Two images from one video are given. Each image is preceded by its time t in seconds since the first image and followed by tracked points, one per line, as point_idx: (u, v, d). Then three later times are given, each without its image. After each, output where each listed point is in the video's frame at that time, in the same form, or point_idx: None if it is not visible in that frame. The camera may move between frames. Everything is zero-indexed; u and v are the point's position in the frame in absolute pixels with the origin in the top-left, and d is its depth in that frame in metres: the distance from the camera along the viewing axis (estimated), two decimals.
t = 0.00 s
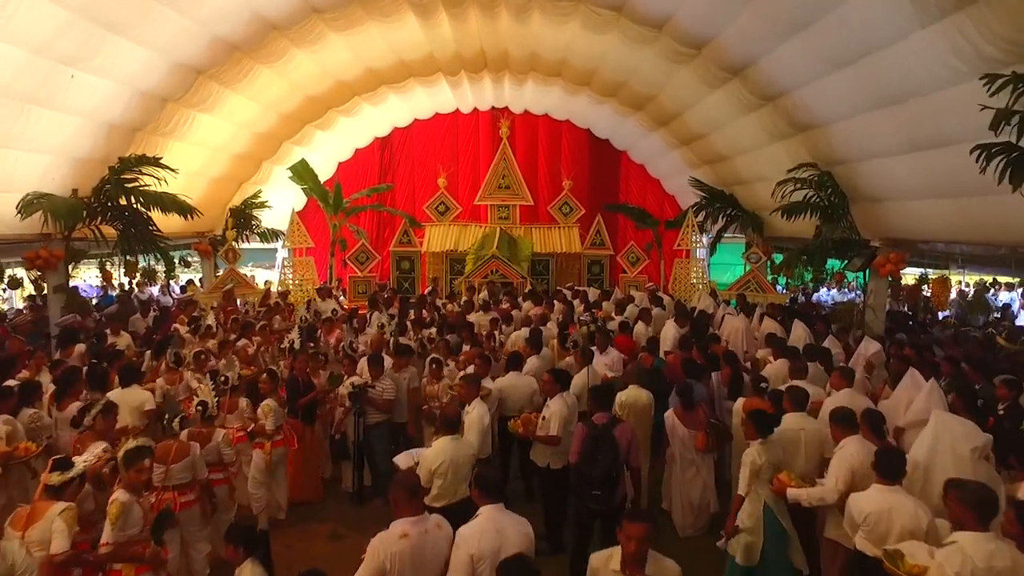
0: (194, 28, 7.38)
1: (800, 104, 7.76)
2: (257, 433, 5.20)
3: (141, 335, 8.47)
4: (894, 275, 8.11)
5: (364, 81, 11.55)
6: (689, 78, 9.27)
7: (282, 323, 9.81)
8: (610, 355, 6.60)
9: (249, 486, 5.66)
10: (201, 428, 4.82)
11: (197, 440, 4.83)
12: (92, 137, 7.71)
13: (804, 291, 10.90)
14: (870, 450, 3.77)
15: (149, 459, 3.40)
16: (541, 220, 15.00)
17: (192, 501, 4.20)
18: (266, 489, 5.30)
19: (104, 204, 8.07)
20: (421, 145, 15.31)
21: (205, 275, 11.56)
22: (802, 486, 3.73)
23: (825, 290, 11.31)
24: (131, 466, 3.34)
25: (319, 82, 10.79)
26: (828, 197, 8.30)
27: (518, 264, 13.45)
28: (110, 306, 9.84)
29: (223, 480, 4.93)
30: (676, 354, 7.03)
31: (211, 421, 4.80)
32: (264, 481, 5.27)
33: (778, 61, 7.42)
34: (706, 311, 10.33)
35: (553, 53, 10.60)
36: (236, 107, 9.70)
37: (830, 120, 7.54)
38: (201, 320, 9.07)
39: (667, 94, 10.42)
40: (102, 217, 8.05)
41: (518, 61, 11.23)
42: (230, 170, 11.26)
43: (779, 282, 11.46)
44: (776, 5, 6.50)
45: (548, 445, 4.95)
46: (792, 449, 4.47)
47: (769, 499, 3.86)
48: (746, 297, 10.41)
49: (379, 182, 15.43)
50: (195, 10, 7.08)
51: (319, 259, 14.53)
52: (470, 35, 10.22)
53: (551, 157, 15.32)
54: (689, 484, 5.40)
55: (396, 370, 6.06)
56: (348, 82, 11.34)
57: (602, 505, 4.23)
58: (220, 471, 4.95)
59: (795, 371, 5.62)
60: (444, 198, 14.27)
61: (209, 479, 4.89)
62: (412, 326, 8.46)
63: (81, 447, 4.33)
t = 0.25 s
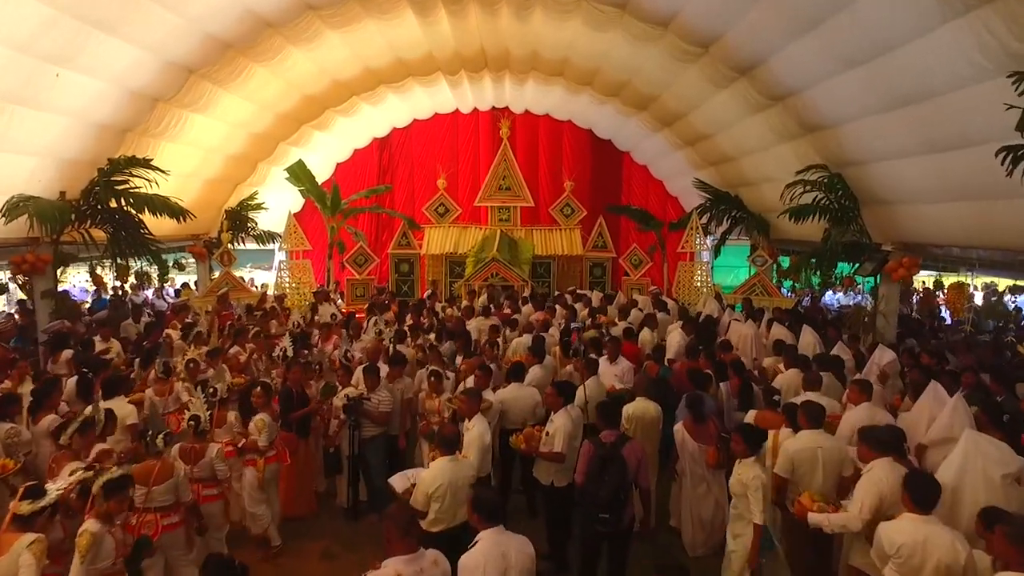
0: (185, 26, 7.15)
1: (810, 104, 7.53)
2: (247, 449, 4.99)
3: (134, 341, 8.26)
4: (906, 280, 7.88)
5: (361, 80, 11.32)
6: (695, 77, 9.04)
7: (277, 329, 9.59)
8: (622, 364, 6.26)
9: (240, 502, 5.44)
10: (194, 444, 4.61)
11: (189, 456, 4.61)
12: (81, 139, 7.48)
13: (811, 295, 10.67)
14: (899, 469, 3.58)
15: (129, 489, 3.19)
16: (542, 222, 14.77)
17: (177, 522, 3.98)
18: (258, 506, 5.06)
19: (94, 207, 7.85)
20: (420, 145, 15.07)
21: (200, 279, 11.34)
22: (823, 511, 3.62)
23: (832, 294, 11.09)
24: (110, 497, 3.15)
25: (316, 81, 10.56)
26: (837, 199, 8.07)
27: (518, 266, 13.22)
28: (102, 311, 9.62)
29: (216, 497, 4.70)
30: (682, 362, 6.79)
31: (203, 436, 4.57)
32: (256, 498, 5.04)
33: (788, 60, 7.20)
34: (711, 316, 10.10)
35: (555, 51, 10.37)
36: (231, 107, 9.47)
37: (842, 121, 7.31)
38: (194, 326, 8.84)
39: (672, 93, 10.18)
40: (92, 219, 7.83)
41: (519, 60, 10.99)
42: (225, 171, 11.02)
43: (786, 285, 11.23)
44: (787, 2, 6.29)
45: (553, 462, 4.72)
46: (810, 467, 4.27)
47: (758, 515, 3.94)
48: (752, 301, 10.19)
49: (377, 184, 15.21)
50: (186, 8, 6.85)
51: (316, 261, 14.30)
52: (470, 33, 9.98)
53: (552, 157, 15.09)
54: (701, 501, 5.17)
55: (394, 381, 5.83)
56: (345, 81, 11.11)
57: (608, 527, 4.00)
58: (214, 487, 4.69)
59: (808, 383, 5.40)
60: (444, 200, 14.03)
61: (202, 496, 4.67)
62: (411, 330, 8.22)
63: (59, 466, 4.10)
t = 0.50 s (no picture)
0: (179, 26, 6.98)
1: (818, 106, 7.37)
2: (243, 465, 4.75)
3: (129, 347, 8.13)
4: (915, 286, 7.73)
5: (360, 81, 11.17)
6: (699, 79, 8.89)
7: (274, 335, 9.45)
8: (629, 374, 6.04)
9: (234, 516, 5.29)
10: (194, 458, 4.44)
11: (189, 469, 4.46)
12: (72, 142, 7.34)
13: (815, 300, 10.52)
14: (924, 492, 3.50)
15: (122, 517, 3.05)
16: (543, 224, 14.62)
17: (163, 544, 3.86)
18: (252, 520, 4.93)
19: (87, 211, 7.70)
20: (420, 147, 14.93)
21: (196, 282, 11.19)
22: (839, 527, 3.64)
23: (837, 298, 10.94)
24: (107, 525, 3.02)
25: (314, 82, 10.41)
26: (844, 203, 7.93)
27: (519, 270, 13.07)
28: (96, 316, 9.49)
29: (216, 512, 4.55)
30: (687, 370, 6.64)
31: (200, 451, 4.45)
32: (253, 514, 4.90)
33: (794, 61, 7.06)
34: (715, 321, 9.95)
35: (556, 52, 10.22)
36: (227, 109, 9.31)
37: (850, 124, 7.15)
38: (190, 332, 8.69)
39: (675, 95, 10.04)
40: (85, 223, 7.69)
41: (519, 60, 10.84)
42: (222, 173, 10.87)
43: (790, 290, 11.08)
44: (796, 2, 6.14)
45: (555, 478, 4.58)
46: (825, 484, 4.12)
47: (757, 552, 3.73)
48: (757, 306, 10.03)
49: (377, 185, 15.07)
50: (179, 8, 6.69)
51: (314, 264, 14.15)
52: (470, 34, 9.83)
53: (552, 159, 14.94)
54: (708, 516, 5.03)
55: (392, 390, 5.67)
56: (344, 82, 10.97)
57: (613, 547, 3.86)
58: (214, 500, 4.55)
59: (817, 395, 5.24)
60: (443, 202, 13.88)
61: (201, 510, 4.52)
62: (410, 336, 8.07)
63: (39, 486, 4.09)
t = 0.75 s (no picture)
0: (175, 29, 6.91)
1: (821, 109, 7.31)
2: (243, 478, 4.63)
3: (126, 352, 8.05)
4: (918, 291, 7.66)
5: (360, 83, 11.10)
6: (700, 82, 8.83)
7: (272, 339, 9.37)
8: (631, 384, 5.95)
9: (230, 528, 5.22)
10: (193, 468, 4.37)
11: (189, 480, 4.38)
12: (68, 146, 7.26)
13: (817, 304, 10.44)
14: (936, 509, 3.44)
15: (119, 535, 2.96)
16: (543, 227, 14.55)
17: (153, 561, 3.79)
18: (252, 533, 4.83)
19: (83, 215, 7.63)
20: (419, 149, 14.86)
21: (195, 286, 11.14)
22: (854, 535, 3.68)
23: (839, 302, 10.87)
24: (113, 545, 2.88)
25: (313, 85, 10.34)
26: (847, 207, 7.86)
27: (519, 272, 12.99)
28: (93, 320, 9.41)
29: (216, 523, 4.45)
30: (688, 377, 6.57)
31: (199, 461, 4.36)
32: (252, 528, 4.82)
33: (797, 65, 7.01)
34: (716, 326, 9.86)
35: (557, 54, 10.15)
36: (225, 112, 9.24)
37: (855, 129, 7.08)
38: (187, 338, 8.63)
39: (676, 98, 9.98)
40: (81, 227, 7.62)
41: (520, 63, 10.78)
42: (220, 176, 10.80)
43: (792, 293, 10.99)
44: (801, 6, 6.09)
45: (555, 490, 4.52)
46: (833, 495, 4.06)
47: None
48: (758, 310, 9.94)
49: (376, 188, 15.00)
50: (176, 11, 6.63)
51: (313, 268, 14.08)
52: (470, 36, 9.76)
53: (553, 161, 14.86)
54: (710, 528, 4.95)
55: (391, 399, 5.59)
56: (343, 85, 10.90)
57: (616, 562, 3.79)
58: (213, 511, 4.45)
59: (821, 404, 5.17)
60: (443, 204, 13.81)
61: (201, 521, 4.42)
62: (410, 342, 7.99)
63: (31, 500, 4.03)
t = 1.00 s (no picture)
0: (172, 34, 6.86)
1: (822, 115, 7.27)
2: (242, 491, 4.65)
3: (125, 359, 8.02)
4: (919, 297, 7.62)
5: (359, 87, 11.07)
6: (701, 87, 8.80)
7: (271, 345, 9.33)
8: (631, 396, 5.90)
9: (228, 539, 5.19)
10: (190, 481, 4.31)
11: (184, 493, 4.32)
12: (65, 152, 7.22)
13: (818, 309, 10.40)
14: (941, 526, 3.39)
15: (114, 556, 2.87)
16: (542, 230, 14.52)
17: None
18: (251, 546, 4.86)
19: (81, 221, 7.60)
20: (419, 152, 14.82)
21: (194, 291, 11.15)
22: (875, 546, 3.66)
23: (839, 306, 10.83)
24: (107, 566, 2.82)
25: (312, 89, 10.31)
26: (848, 213, 7.82)
27: (518, 276, 12.94)
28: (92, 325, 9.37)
29: (211, 535, 4.42)
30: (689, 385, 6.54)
31: (196, 473, 4.32)
32: (251, 540, 4.85)
33: (798, 71, 6.98)
34: (716, 331, 9.82)
35: (557, 58, 10.12)
36: (223, 116, 9.20)
37: (856, 135, 7.06)
38: (186, 344, 8.60)
39: (677, 102, 9.94)
40: (79, 233, 7.58)
41: (519, 67, 10.75)
42: (219, 180, 10.77)
43: (792, 298, 10.95)
44: (802, 12, 6.07)
45: (554, 502, 4.49)
46: (837, 508, 4.01)
47: None
48: (758, 315, 9.91)
49: (376, 191, 14.96)
50: (174, 17, 6.60)
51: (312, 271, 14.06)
52: (469, 40, 9.73)
53: (552, 164, 14.83)
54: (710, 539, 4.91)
55: (389, 408, 5.55)
56: (342, 89, 10.87)
57: None
58: (208, 524, 4.41)
59: (820, 414, 5.11)
60: (442, 208, 13.76)
61: (196, 534, 4.38)
62: (410, 347, 7.95)
63: (28, 516, 4.00)
